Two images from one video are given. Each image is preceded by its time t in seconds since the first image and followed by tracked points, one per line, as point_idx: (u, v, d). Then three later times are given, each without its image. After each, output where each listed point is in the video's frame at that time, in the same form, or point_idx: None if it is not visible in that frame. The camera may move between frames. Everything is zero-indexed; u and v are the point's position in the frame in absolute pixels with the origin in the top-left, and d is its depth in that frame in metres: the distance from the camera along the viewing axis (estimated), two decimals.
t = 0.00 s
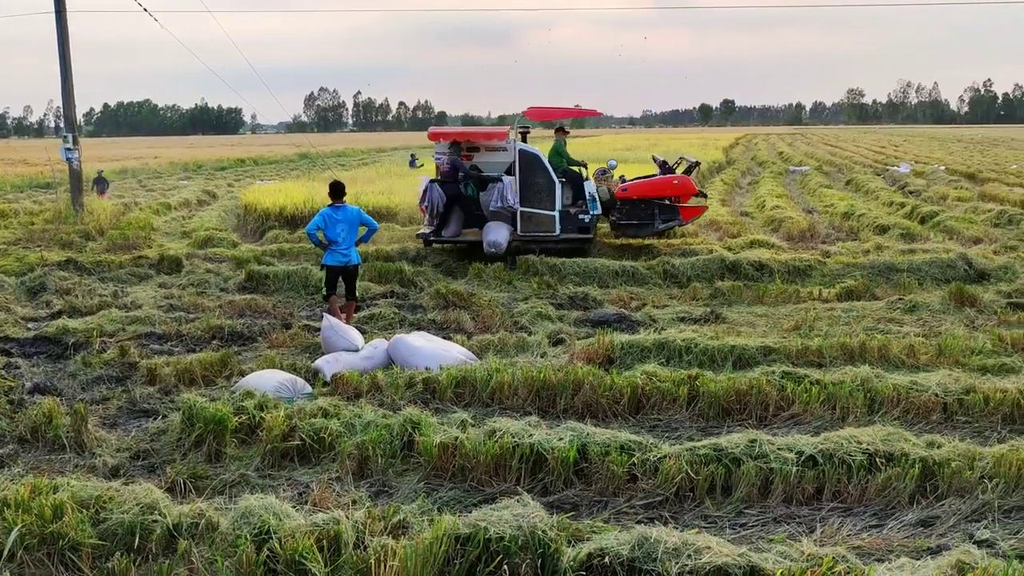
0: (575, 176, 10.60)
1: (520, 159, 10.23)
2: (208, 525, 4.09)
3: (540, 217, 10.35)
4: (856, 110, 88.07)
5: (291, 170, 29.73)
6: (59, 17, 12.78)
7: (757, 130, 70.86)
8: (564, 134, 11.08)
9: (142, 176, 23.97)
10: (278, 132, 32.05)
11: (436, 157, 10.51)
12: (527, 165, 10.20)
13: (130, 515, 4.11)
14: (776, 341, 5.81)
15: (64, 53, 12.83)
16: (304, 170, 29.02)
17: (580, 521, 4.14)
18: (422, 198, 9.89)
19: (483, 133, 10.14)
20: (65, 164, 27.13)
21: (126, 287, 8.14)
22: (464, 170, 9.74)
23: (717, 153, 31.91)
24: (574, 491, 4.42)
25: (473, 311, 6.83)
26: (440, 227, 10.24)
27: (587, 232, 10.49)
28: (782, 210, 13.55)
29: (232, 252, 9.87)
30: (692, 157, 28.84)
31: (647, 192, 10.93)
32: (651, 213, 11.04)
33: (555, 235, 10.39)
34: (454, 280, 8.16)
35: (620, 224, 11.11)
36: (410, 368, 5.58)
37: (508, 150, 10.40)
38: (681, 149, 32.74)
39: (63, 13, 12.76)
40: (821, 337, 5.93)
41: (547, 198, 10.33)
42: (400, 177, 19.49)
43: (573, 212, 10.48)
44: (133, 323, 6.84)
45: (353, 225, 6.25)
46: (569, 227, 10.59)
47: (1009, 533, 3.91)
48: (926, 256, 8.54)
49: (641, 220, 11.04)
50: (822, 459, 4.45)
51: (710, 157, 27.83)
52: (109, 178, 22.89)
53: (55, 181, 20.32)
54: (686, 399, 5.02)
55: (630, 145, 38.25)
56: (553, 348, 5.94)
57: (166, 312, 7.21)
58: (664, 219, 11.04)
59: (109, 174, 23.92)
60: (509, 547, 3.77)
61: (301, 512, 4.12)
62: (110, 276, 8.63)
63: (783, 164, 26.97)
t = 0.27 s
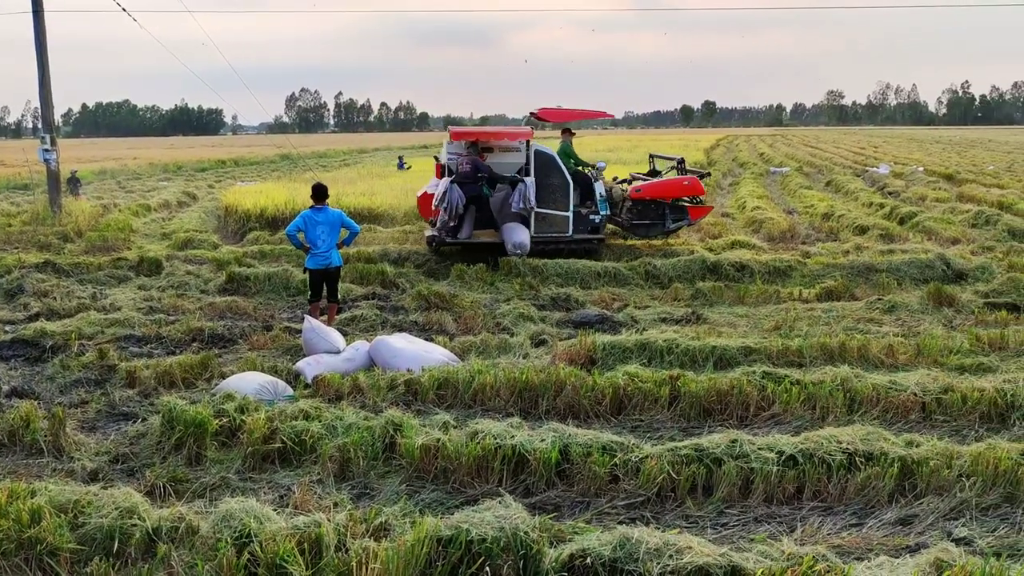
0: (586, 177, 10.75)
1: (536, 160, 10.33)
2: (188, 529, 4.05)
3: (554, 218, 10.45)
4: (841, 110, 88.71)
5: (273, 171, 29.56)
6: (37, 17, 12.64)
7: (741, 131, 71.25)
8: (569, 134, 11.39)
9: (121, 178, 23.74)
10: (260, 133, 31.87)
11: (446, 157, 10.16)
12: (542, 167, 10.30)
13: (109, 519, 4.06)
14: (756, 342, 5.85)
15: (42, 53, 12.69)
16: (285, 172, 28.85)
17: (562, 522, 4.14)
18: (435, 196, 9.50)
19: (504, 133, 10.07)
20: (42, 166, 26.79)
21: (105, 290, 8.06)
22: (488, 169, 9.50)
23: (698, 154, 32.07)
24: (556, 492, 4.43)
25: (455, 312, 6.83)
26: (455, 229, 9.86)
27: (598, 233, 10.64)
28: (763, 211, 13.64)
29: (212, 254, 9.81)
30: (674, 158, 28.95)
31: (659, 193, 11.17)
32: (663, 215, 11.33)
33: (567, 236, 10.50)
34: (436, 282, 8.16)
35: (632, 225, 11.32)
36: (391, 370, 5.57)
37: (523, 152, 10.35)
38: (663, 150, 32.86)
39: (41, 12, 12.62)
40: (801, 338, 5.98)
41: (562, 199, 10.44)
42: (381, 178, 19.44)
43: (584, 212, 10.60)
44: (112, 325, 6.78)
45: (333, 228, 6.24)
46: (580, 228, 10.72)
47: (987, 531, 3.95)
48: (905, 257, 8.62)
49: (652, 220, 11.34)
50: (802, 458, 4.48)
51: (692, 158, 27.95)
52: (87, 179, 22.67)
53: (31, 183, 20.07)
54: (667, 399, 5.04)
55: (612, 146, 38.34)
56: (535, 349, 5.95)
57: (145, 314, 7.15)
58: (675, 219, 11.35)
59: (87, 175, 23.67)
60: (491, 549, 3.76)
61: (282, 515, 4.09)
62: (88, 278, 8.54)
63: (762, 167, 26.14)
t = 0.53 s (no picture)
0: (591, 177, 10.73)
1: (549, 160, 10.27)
2: (170, 533, 4.01)
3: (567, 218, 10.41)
4: (827, 111, 89.26)
5: (256, 172, 29.41)
6: (17, 17, 12.52)
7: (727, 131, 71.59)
8: (570, 134, 11.54)
9: (101, 179, 23.55)
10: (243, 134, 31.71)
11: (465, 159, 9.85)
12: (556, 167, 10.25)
13: (90, 524, 4.02)
14: (739, 342, 5.88)
15: (23, 53, 12.57)
16: (269, 172, 28.71)
17: (546, 524, 4.14)
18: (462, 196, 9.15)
19: (528, 136, 9.82)
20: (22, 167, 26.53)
21: (86, 292, 8.00)
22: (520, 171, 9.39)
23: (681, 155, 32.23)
24: (540, 494, 4.43)
25: (439, 314, 6.82)
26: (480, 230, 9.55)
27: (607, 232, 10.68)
28: (746, 211, 13.72)
29: (195, 255, 9.75)
30: (658, 160, 29.07)
31: (662, 191, 11.34)
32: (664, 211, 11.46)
33: (579, 235, 10.47)
34: (420, 283, 8.15)
35: (635, 224, 11.43)
36: (375, 372, 5.56)
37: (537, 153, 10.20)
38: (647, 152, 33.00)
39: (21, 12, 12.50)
40: (784, 338, 6.01)
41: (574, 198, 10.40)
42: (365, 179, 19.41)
43: (592, 212, 10.61)
44: (93, 328, 6.73)
45: (316, 230, 6.23)
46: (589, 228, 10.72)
47: (967, 530, 3.98)
48: (886, 257, 8.69)
49: (654, 217, 11.43)
50: (785, 458, 4.50)
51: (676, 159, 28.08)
52: (67, 180, 22.46)
53: (10, 184, 19.87)
54: (651, 400, 5.06)
55: (597, 147, 38.43)
56: (520, 351, 5.95)
57: (127, 316, 7.10)
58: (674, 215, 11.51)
59: (67, 176, 23.45)
60: (475, 551, 3.75)
61: (265, 519, 4.07)
62: (68, 280, 8.47)
63: (746, 168, 26.67)
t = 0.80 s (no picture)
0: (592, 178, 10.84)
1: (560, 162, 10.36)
2: (154, 537, 3.97)
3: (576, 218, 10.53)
4: (815, 111, 89.67)
5: (241, 173, 29.26)
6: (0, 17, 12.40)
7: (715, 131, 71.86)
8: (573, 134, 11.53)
9: (84, 180, 23.37)
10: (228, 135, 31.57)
11: (488, 163, 9.72)
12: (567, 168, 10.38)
13: (74, 528, 3.98)
14: (725, 343, 5.90)
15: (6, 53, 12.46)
16: (254, 173, 28.57)
17: (533, 525, 4.14)
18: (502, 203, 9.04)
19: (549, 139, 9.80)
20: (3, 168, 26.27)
21: (69, 294, 7.93)
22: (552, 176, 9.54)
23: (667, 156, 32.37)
24: (527, 495, 4.43)
25: (426, 315, 6.82)
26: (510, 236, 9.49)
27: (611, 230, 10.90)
28: (731, 212, 13.80)
29: (180, 257, 9.69)
30: (644, 161, 29.15)
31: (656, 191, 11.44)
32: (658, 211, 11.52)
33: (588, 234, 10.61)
34: (406, 285, 8.14)
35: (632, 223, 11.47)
36: (361, 374, 5.54)
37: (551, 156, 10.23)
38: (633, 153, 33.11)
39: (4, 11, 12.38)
40: (769, 339, 6.04)
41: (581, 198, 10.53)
42: (350, 180, 19.38)
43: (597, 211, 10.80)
44: (77, 330, 6.68)
45: (302, 232, 6.20)
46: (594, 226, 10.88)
47: (951, 529, 4.01)
48: (869, 258, 8.75)
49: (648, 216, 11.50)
50: (771, 459, 4.52)
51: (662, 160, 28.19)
52: (49, 181, 22.28)
53: None
54: (637, 401, 5.07)
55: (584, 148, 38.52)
56: (506, 352, 5.95)
57: (111, 319, 7.05)
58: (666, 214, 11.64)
59: (50, 177, 23.26)
60: (462, 553, 3.75)
61: (251, 522, 4.04)
62: (51, 282, 8.40)
63: (731, 168, 27.40)
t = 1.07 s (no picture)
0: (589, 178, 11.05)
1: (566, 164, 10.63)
2: (139, 541, 3.94)
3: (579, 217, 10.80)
4: (804, 112, 90.04)
5: (226, 175, 29.12)
6: None
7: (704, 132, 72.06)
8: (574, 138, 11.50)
9: (67, 182, 23.18)
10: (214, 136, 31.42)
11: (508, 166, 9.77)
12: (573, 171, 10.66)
13: (57, 532, 3.94)
14: (710, 344, 5.92)
15: None
16: (239, 175, 28.41)
17: (519, 528, 4.14)
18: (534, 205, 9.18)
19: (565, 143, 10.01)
20: None
21: (52, 297, 7.88)
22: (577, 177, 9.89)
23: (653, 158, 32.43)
24: (513, 497, 4.43)
25: (412, 317, 6.82)
26: (537, 237, 9.58)
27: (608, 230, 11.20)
28: (717, 214, 13.85)
29: (165, 259, 9.64)
30: (630, 163, 29.21)
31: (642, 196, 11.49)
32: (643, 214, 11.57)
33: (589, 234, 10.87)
34: (392, 287, 8.14)
35: (623, 225, 11.51)
36: (347, 376, 5.53)
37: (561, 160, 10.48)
38: (620, 155, 33.19)
39: None
40: (754, 340, 6.07)
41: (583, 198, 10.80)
42: (336, 182, 19.36)
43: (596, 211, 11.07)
44: (61, 333, 6.64)
45: (287, 234, 6.18)
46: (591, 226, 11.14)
47: (934, 529, 4.04)
48: (853, 259, 8.81)
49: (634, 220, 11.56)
50: (756, 460, 4.54)
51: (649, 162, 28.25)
52: (32, 183, 22.10)
53: None
54: (623, 402, 5.09)
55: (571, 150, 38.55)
56: (493, 354, 5.96)
57: (95, 322, 7.01)
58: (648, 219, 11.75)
59: (33, 179, 23.06)
60: (448, 556, 3.74)
61: (236, 525, 4.02)
62: (34, 285, 8.34)
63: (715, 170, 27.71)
